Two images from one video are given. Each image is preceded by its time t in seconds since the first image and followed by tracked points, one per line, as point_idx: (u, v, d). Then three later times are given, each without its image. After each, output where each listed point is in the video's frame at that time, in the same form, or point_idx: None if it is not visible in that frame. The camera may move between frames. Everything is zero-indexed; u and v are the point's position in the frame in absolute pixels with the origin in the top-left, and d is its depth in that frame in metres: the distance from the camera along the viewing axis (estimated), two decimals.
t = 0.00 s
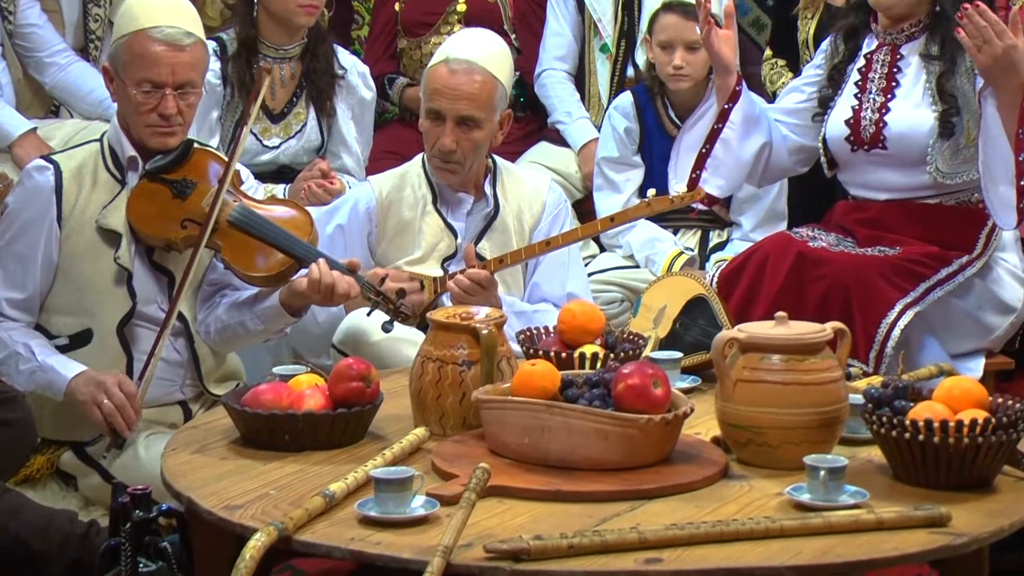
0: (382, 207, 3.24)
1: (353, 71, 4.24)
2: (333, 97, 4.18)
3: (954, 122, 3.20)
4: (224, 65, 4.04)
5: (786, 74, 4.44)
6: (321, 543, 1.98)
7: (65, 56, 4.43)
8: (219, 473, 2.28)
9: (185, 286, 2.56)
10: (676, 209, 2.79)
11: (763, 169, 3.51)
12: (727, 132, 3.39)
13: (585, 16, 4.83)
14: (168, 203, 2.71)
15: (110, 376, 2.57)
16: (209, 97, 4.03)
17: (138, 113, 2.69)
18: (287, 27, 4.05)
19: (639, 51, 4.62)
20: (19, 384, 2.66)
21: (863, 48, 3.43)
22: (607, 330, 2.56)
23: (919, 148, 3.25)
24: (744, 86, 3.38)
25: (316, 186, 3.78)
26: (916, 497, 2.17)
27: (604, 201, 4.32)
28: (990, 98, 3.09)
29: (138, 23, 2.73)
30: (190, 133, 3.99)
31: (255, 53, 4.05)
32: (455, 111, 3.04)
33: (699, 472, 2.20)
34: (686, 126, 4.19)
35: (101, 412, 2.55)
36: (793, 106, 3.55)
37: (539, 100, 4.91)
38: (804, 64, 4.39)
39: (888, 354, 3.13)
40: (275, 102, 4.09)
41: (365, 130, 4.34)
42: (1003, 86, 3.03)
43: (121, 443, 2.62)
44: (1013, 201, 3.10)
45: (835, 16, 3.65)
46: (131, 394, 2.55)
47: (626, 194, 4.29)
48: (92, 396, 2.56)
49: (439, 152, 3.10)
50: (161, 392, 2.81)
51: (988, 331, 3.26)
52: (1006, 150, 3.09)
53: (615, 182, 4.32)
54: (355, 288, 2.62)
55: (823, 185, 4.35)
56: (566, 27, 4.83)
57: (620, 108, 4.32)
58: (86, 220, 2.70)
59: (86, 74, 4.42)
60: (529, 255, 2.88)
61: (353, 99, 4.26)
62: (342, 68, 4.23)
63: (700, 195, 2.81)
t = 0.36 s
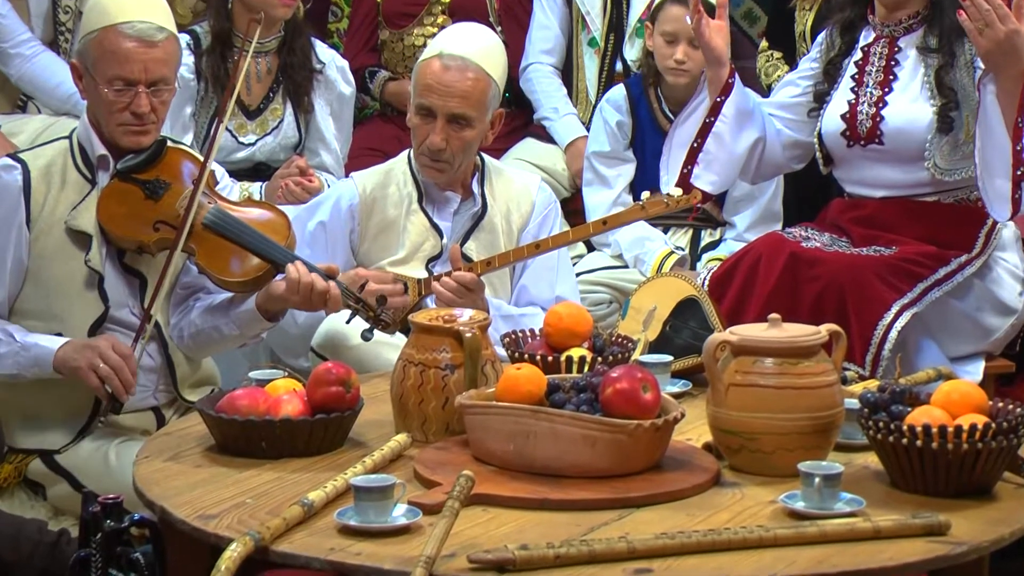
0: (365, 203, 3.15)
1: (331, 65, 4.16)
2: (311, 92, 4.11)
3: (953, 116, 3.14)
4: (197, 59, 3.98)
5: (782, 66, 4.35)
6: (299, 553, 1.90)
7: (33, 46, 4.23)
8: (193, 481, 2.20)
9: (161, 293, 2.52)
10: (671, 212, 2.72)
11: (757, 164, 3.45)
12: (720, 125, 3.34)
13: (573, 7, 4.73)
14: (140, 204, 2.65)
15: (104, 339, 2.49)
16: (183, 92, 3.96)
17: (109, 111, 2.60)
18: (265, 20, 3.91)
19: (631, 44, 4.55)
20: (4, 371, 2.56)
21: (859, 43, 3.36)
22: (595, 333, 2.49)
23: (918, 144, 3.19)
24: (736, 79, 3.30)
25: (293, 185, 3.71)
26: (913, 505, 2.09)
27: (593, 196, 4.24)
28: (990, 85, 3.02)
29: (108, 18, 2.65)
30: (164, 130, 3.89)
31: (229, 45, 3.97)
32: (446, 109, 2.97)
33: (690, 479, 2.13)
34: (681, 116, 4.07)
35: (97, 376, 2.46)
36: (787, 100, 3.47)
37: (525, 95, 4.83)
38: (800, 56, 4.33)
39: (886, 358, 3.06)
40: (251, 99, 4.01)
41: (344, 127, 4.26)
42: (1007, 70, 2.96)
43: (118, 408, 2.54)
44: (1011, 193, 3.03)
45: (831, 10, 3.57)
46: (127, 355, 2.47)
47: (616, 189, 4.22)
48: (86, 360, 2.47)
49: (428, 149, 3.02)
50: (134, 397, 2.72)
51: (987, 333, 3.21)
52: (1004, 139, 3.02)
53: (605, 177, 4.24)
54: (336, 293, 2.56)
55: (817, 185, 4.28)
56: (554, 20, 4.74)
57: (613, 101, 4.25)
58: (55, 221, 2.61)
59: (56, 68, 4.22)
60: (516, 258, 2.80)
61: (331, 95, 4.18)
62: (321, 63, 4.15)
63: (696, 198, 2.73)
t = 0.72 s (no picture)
0: (348, 204, 3.08)
1: (315, 59, 4.08)
2: (295, 87, 4.05)
3: (958, 108, 3.06)
4: (177, 52, 3.90)
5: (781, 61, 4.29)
6: (281, 564, 1.83)
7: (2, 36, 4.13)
8: (173, 489, 2.12)
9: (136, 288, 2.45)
10: (663, 208, 2.66)
11: (752, 160, 3.42)
12: (715, 117, 3.32)
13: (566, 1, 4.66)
14: (120, 202, 2.58)
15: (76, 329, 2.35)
16: (163, 87, 3.88)
17: (86, 106, 2.53)
18: (244, 10, 3.89)
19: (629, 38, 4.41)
20: None
21: (861, 35, 3.29)
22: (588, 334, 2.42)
23: (922, 139, 3.11)
24: (733, 70, 3.31)
25: (277, 182, 3.64)
26: (917, 513, 2.02)
27: (589, 194, 4.17)
28: (1001, 68, 2.99)
29: (84, 9, 2.57)
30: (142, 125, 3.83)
31: (209, 40, 3.92)
32: (431, 104, 2.90)
33: (687, 487, 2.06)
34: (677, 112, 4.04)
35: (66, 364, 2.33)
36: (785, 94, 3.43)
37: (516, 90, 4.76)
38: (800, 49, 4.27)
39: (890, 361, 3.00)
40: (233, 93, 3.96)
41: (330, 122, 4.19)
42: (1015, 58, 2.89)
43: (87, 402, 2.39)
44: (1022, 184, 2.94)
45: (829, 3, 3.51)
46: (98, 342, 2.33)
47: (612, 186, 4.15)
48: (55, 348, 2.34)
49: (414, 148, 2.95)
50: (114, 401, 2.64)
51: (994, 335, 3.13)
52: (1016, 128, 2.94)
53: (602, 172, 4.17)
54: (326, 290, 2.49)
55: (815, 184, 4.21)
56: (547, 12, 4.67)
57: (609, 94, 4.17)
58: (32, 219, 2.53)
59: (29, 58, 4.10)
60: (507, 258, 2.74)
61: (316, 89, 4.10)
62: (305, 55, 4.08)
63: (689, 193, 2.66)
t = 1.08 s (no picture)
0: (326, 205, 3.00)
1: (296, 52, 4.03)
2: (276, 82, 3.98)
3: (960, 99, 3.00)
4: (154, 45, 3.83)
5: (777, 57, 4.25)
6: None
7: None
8: (149, 498, 2.04)
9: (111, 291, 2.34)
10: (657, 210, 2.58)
11: (751, 159, 3.35)
12: (710, 115, 3.28)
13: None
14: (93, 202, 2.50)
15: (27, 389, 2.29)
16: (139, 81, 3.82)
17: (59, 101, 2.45)
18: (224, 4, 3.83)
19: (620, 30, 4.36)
20: None
21: (859, 29, 3.21)
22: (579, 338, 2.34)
23: (925, 135, 3.04)
24: (728, 66, 3.26)
25: (257, 180, 3.57)
26: (919, 522, 1.95)
27: (578, 191, 4.10)
28: (1008, 62, 2.87)
29: (55, 2, 2.49)
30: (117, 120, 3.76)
31: (187, 32, 3.83)
32: (416, 103, 2.82)
33: (683, 494, 1.98)
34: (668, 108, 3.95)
35: (19, 429, 2.27)
36: (783, 91, 3.37)
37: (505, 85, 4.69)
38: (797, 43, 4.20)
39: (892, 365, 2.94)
40: (209, 89, 3.87)
41: (313, 119, 4.12)
42: (1018, 50, 2.81)
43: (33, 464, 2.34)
44: None
45: None
46: (53, 407, 2.28)
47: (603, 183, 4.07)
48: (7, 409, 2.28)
49: (399, 148, 2.88)
50: (85, 406, 2.57)
51: (999, 338, 3.07)
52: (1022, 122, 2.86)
53: (593, 169, 4.09)
54: (304, 297, 2.39)
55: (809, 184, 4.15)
56: (538, 5, 4.60)
57: (601, 88, 4.11)
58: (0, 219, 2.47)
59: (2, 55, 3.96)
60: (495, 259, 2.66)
61: (298, 84, 4.03)
62: (286, 49, 4.02)
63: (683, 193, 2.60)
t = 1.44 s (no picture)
0: (303, 204, 2.94)
1: (272, 45, 3.96)
2: (251, 76, 3.91)
3: (956, 89, 2.94)
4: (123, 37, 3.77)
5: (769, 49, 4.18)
6: None
7: None
8: (119, 508, 1.96)
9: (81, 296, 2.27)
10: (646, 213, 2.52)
11: (738, 155, 3.30)
12: (696, 108, 3.20)
13: None
14: (59, 200, 2.43)
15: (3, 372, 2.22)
16: (108, 75, 3.76)
17: (25, 97, 2.38)
18: None
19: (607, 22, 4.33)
20: None
21: (852, 22, 3.15)
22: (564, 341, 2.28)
23: (923, 130, 2.98)
24: (717, 56, 3.18)
25: (231, 177, 3.49)
26: (917, 531, 1.88)
27: (562, 190, 4.04)
28: (1008, 54, 2.78)
29: None
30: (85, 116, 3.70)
31: (157, 24, 3.76)
32: (406, 124, 2.73)
33: (672, 503, 1.91)
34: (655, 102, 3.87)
35: None
36: (775, 85, 3.29)
37: (488, 79, 4.63)
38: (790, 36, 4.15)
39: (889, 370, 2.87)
40: (181, 83, 3.81)
41: (289, 114, 4.04)
42: (1014, 45, 2.75)
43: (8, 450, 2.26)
44: None
45: None
46: (33, 389, 2.21)
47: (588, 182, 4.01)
48: None
49: (388, 162, 2.80)
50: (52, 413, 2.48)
51: (999, 341, 3.01)
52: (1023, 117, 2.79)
53: (577, 168, 4.03)
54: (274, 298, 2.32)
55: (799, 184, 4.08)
56: None
57: (585, 82, 4.03)
58: None
59: None
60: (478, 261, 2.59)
61: (273, 77, 3.97)
62: (260, 42, 3.95)
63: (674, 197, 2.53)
